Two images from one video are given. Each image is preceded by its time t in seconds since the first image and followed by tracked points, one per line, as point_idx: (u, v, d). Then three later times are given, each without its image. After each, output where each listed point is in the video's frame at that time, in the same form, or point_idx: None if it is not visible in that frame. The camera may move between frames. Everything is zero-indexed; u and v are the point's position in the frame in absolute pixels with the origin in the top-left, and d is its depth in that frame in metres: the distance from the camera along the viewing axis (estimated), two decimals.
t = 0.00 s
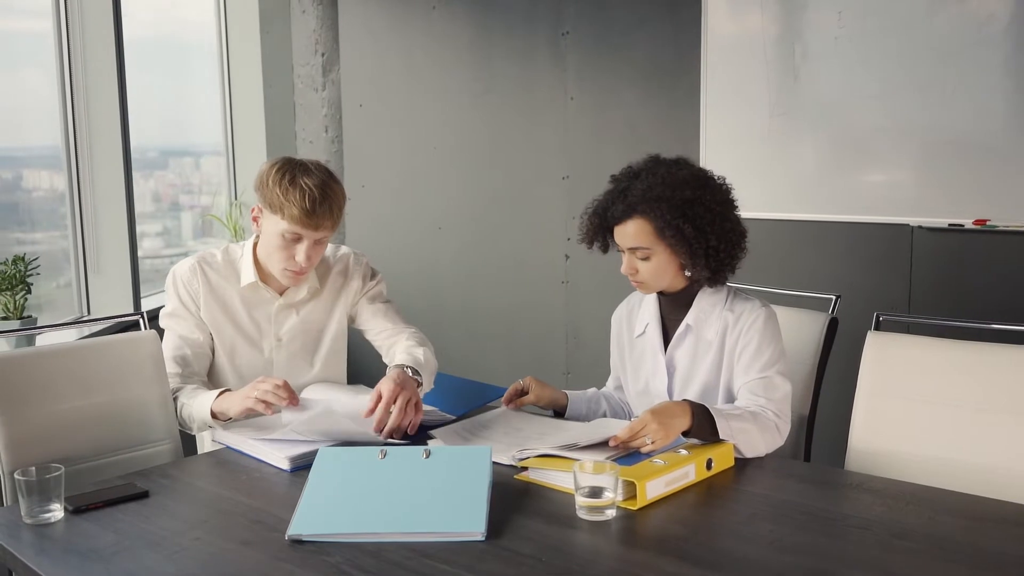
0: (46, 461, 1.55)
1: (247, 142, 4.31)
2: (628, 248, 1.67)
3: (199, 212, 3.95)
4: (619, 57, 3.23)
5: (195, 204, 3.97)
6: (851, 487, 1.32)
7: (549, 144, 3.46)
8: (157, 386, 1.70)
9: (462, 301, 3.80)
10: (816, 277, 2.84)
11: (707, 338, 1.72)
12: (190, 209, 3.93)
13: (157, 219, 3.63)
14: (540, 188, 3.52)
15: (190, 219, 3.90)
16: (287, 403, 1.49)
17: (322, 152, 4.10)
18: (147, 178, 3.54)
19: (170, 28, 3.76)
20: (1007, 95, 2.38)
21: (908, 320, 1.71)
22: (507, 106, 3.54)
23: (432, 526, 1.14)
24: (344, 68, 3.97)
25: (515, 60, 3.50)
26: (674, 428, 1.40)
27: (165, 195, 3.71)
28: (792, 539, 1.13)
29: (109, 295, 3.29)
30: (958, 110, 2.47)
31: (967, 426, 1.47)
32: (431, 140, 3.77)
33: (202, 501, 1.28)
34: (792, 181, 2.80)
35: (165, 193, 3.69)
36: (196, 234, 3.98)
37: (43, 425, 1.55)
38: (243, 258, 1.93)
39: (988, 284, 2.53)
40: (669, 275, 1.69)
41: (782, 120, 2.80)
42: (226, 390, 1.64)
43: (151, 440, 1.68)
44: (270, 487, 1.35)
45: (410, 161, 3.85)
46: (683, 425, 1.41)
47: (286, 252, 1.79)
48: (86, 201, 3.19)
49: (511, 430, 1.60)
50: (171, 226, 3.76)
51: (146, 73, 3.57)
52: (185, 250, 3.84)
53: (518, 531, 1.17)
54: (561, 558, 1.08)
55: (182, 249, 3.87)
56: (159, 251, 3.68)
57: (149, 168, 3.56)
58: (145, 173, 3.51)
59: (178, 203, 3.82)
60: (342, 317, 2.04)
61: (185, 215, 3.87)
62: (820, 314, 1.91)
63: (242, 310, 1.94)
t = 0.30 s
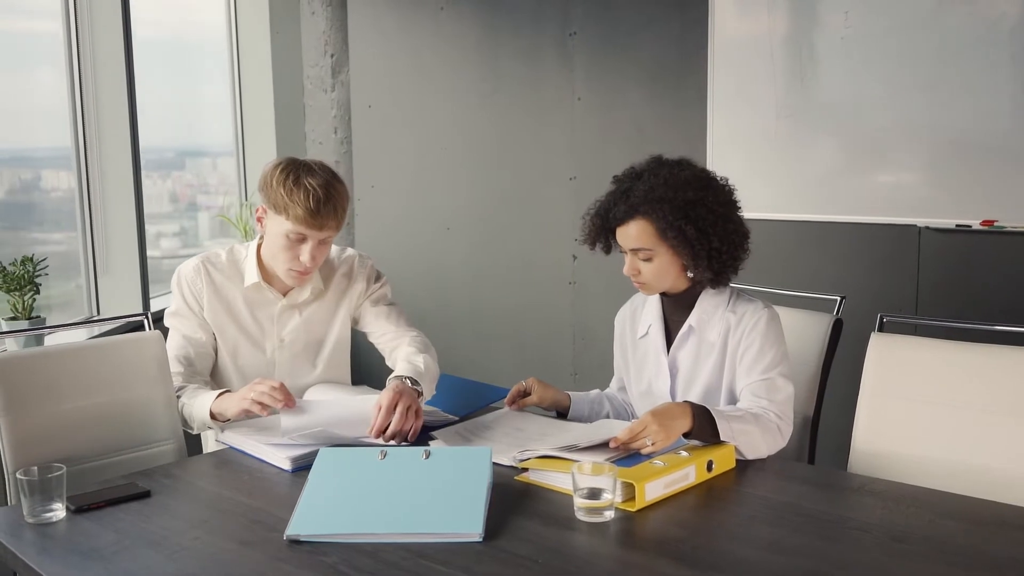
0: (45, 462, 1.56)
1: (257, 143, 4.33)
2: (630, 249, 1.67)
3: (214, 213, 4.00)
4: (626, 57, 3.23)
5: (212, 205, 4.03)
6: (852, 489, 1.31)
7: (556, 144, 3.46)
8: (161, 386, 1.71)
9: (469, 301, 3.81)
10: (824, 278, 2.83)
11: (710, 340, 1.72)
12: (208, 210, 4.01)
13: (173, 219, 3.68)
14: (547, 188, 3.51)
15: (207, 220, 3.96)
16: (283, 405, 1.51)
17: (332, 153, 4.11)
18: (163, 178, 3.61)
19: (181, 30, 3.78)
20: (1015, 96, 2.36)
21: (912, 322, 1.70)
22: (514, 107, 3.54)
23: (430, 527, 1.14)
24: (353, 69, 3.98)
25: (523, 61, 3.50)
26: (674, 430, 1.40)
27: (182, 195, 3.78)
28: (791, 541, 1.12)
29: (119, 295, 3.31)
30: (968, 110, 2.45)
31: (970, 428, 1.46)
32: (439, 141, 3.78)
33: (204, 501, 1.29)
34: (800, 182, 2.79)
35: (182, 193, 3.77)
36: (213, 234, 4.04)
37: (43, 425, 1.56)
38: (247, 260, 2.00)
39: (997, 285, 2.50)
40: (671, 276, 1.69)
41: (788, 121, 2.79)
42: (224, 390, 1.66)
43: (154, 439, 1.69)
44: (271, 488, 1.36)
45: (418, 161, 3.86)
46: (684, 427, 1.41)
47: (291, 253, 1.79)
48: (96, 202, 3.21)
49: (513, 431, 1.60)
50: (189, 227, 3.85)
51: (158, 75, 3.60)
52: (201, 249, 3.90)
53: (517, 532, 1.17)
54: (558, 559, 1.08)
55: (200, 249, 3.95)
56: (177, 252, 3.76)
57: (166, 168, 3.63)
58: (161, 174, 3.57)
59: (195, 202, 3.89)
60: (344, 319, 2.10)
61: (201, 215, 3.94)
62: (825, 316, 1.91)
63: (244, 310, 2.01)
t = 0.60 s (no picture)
0: (48, 460, 1.57)
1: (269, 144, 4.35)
2: (633, 250, 1.67)
3: (233, 214, 4.00)
4: (635, 57, 3.22)
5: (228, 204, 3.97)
6: (853, 491, 1.31)
7: (565, 145, 3.46)
8: (167, 385, 1.72)
9: (478, 302, 3.81)
10: (832, 279, 2.81)
11: (713, 341, 1.71)
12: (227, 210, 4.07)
13: (191, 219, 3.71)
14: (555, 189, 3.51)
15: (229, 222, 3.96)
16: (286, 405, 1.52)
17: (343, 153, 4.12)
18: (181, 178, 3.64)
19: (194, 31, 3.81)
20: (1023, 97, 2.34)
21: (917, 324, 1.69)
22: (523, 108, 3.55)
23: (428, 527, 1.15)
24: (364, 69, 3.99)
25: (532, 61, 3.50)
26: (675, 431, 1.39)
27: (200, 195, 3.80)
28: (789, 543, 1.12)
29: (129, 293, 3.33)
30: (979, 110, 2.42)
31: (974, 432, 1.45)
32: (448, 141, 3.78)
33: (205, 500, 1.30)
34: (809, 183, 2.78)
35: (201, 193, 3.79)
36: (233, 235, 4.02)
37: (47, 423, 1.57)
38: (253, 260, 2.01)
39: (1007, 287, 2.48)
40: (675, 277, 1.69)
41: (796, 121, 2.78)
42: (228, 390, 1.68)
43: (159, 438, 1.70)
44: (273, 487, 1.36)
45: (428, 162, 3.87)
46: (685, 428, 1.41)
47: (314, 255, 1.84)
48: (107, 202, 3.24)
49: (516, 432, 1.60)
50: (207, 227, 3.84)
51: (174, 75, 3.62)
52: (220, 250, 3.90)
53: (515, 532, 1.17)
54: (555, 560, 1.08)
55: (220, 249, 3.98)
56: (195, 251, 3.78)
57: (185, 167, 3.66)
58: (180, 174, 3.63)
59: (214, 203, 3.89)
60: (349, 320, 2.11)
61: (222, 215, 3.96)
62: (830, 318, 1.90)
63: (250, 310, 2.02)
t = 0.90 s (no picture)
0: (49, 458, 1.58)
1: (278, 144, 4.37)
2: (635, 251, 1.67)
3: (245, 214, 4.06)
4: (641, 57, 3.22)
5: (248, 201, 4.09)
6: (853, 492, 1.30)
7: (572, 144, 3.45)
8: (170, 384, 1.73)
9: (485, 301, 3.82)
10: (838, 280, 2.80)
11: (715, 341, 1.71)
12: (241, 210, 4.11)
13: (207, 219, 3.82)
14: (561, 189, 3.51)
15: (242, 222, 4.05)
16: (287, 404, 1.53)
17: (351, 153, 4.13)
18: (197, 178, 3.75)
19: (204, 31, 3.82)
20: None
21: (920, 324, 1.69)
22: (529, 108, 3.55)
23: (425, 526, 1.15)
24: (372, 69, 3.99)
25: (538, 61, 3.50)
26: (676, 432, 1.39)
27: (216, 195, 3.89)
28: (787, 544, 1.12)
29: (136, 293, 3.35)
30: (987, 109, 2.41)
31: (975, 433, 1.45)
32: (455, 141, 3.79)
33: (205, 498, 1.31)
34: (816, 183, 2.77)
35: (215, 192, 3.88)
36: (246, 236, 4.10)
37: (50, 422, 1.59)
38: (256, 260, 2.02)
39: (1013, 287, 2.46)
40: (677, 278, 1.68)
41: (802, 121, 2.77)
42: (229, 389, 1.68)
43: (162, 437, 1.71)
44: (272, 486, 1.37)
45: (434, 162, 3.87)
46: (685, 429, 1.40)
47: (326, 254, 1.85)
48: (116, 202, 3.26)
49: (518, 432, 1.60)
50: (222, 226, 3.93)
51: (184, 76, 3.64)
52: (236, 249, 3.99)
53: (512, 532, 1.17)
54: (551, 560, 1.08)
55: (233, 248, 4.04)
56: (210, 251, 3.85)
57: (201, 168, 3.76)
58: (193, 174, 3.68)
59: (229, 202, 3.99)
60: (352, 319, 2.12)
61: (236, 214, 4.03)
62: (834, 318, 1.89)
63: (254, 310, 2.03)
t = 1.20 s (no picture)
0: (49, 453, 1.59)
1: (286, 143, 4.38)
2: (636, 252, 1.66)
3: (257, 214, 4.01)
4: (648, 57, 3.21)
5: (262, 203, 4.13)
6: (850, 493, 1.30)
7: (578, 144, 3.45)
8: (171, 382, 1.73)
9: (490, 300, 3.82)
10: (843, 281, 2.79)
11: (715, 341, 1.71)
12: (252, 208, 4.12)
13: (223, 218, 3.82)
14: (567, 188, 3.51)
15: (256, 223, 3.99)
16: (283, 407, 1.54)
17: (358, 152, 4.14)
18: (212, 177, 3.74)
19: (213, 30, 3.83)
20: None
21: (921, 325, 1.68)
22: (535, 108, 3.55)
23: (419, 524, 1.15)
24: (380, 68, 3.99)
25: (545, 61, 3.50)
26: (673, 431, 1.39)
27: (230, 194, 3.88)
28: (781, 545, 1.12)
29: (143, 291, 3.36)
30: (995, 110, 2.39)
31: (975, 435, 1.44)
32: (462, 140, 3.79)
33: (203, 495, 1.31)
34: (821, 184, 2.76)
35: (230, 192, 3.88)
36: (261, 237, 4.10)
37: (52, 418, 1.60)
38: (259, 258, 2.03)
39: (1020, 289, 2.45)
40: (679, 278, 1.68)
41: (808, 122, 2.76)
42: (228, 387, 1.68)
43: (164, 434, 1.72)
44: (270, 483, 1.37)
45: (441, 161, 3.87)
46: (682, 429, 1.40)
47: (327, 252, 1.86)
48: (123, 200, 3.27)
49: (517, 431, 1.60)
50: (237, 225, 3.91)
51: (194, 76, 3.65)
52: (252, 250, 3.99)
53: (507, 531, 1.17)
54: (544, 559, 1.08)
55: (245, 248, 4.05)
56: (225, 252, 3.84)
57: (215, 167, 3.76)
58: (207, 174, 3.68)
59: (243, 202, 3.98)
60: (354, 318, 2.13)
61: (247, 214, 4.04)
62: (836, 319, 1.88)
63: (256, 308, 2.04)
